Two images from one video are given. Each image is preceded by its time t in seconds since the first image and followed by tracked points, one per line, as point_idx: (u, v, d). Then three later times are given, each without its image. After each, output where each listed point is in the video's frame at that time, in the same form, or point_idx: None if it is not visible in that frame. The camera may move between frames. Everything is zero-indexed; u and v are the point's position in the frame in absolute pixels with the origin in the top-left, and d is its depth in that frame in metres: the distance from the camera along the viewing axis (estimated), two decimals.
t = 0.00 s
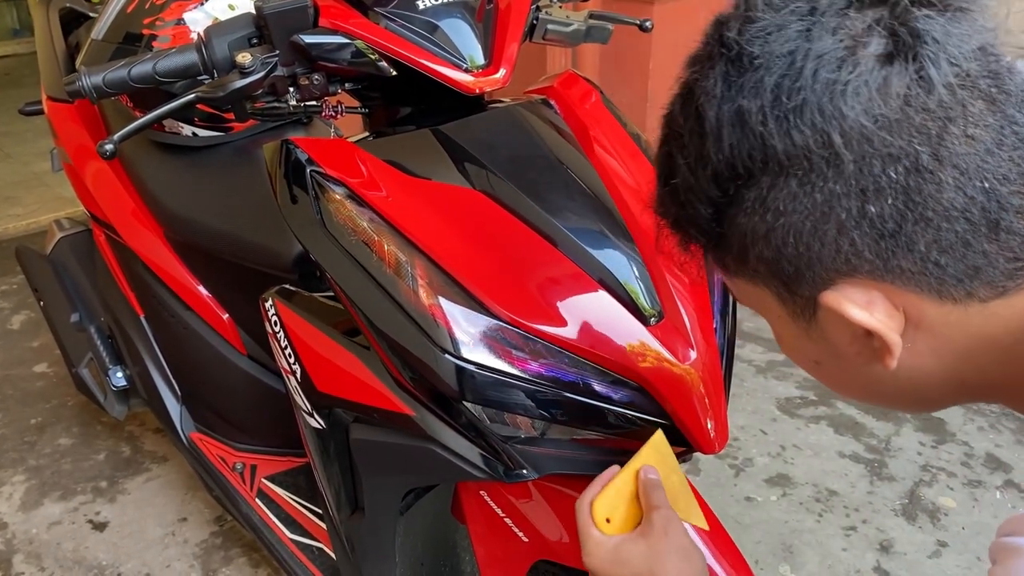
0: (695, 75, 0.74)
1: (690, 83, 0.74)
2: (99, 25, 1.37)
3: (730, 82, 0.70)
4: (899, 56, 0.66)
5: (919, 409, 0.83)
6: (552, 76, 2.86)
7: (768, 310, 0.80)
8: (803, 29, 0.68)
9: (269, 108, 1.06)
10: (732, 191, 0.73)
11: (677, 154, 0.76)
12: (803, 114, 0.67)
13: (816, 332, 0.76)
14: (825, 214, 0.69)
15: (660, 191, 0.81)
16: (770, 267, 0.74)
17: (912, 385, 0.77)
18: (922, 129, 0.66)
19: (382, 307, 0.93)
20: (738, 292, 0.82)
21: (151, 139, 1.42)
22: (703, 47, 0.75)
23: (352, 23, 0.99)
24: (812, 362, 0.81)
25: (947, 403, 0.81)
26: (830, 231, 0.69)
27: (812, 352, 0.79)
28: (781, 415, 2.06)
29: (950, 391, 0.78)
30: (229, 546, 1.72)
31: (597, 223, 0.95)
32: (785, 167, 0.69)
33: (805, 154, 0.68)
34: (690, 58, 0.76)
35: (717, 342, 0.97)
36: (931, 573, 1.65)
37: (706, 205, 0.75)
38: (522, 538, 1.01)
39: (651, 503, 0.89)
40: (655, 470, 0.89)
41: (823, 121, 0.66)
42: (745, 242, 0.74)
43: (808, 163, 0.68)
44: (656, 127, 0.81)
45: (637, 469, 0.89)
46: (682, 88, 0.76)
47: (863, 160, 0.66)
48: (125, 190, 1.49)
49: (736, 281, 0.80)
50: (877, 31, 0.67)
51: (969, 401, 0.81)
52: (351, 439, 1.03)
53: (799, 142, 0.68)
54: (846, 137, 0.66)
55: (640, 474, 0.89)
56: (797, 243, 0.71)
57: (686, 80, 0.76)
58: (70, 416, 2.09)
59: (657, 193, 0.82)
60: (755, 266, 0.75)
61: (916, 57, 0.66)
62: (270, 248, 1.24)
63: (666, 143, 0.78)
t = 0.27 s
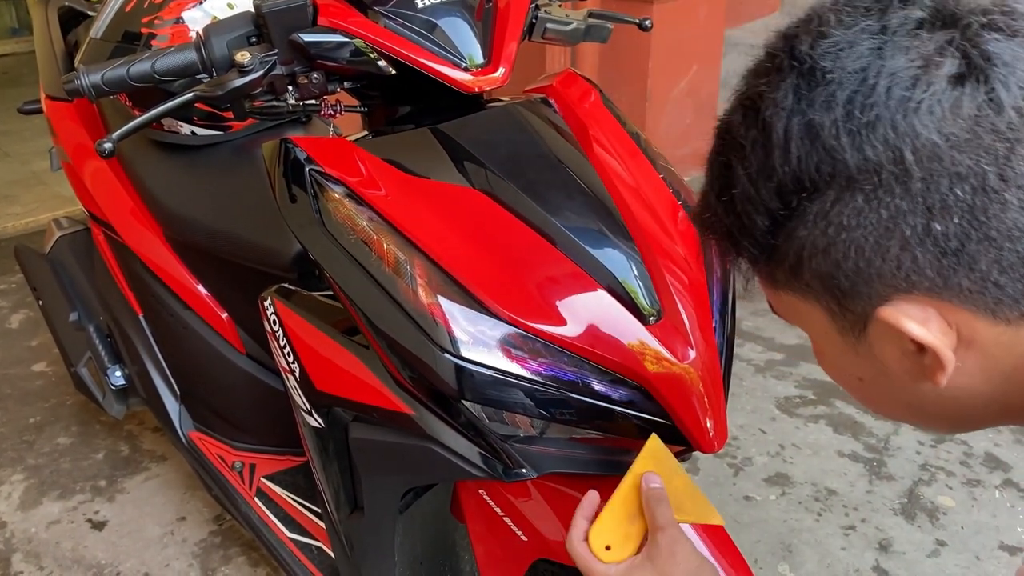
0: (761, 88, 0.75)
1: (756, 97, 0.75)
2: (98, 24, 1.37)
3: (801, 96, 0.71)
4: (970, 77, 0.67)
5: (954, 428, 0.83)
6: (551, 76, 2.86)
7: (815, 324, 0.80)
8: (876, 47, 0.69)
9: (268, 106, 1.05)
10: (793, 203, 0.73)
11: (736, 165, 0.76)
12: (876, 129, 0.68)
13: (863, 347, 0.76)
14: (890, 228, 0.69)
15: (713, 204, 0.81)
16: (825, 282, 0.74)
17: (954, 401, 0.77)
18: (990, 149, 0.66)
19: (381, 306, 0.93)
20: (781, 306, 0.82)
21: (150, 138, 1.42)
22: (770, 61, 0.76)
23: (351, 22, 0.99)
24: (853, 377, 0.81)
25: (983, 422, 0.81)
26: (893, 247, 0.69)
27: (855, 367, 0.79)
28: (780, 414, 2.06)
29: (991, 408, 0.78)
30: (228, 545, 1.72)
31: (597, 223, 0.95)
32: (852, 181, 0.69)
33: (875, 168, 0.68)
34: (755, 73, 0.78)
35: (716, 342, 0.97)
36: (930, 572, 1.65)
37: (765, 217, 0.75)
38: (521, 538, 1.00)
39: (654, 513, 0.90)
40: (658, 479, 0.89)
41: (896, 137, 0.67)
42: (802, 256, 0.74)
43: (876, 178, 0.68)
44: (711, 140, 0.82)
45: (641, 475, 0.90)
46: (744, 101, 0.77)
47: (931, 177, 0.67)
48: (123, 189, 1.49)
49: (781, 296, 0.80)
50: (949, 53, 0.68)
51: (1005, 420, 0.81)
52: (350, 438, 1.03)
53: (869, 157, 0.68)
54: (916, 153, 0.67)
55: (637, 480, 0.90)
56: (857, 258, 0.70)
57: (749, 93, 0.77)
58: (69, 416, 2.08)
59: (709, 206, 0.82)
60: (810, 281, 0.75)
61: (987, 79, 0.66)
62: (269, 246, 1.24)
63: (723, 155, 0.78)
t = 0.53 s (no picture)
0: (789, 123, 0.74)
1: (783, 131, 0.75)
2: (97, 24, 1.37)
3: (833, 137, 0.71)
4: (1000, 134, 0.67)
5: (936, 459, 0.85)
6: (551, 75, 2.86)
7: (813, 352, 0.81)
8: (911, 94, 0.69)
9: (267, 106, 1.05)
10: (811, 238, 0.74)
11: (755, 197, 0.76)
12: (906, 179, 0.68)
13: (859, 379, 0.77)
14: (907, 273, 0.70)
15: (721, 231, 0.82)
16: (832, 315, 0.75)
17: (939, 437, 0.79)
18: (1012, 204, 0.67)
19: (380, 306, 0.93)
20: (778, 332, 0.84)
21: (149, 138, 1.42)
22: (799, 94, 0.76)
23: (351, 22, 0.99)
24: (841, 405, 0.83)
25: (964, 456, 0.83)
26: (907, 290, 0.71)
27: (846, 396, 0.81)
28: (779, 414, 2.06)
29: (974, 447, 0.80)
30: (227, 545, 1.72)
31: (596, 223, 0.95)
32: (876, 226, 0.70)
33: (900, 214, 0.69)
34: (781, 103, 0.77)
35: (716, 341, 0.97)
36: (930, 572, 1.65)
37: (780, 249, 0.76)
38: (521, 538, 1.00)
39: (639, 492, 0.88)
40: (642, 456, 0.88)
41: (925, 188, 0.68)
42: (814, 289, 0.75)
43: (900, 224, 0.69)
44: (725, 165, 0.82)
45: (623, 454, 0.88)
46: (767, 133, 0.77)
47: (954, 229, 0.68)
48: (122, 189, 1.49)
49: (783, 323, 0.82)
50: (982, 108, 0.68)
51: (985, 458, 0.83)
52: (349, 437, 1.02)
53: (897, 204, 0.69)
54: (943, 204, 0.68)
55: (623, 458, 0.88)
56: (870, 298, 0.72)
57: (774, 126, 0.76)
58: (68, 415, 2.08)
59: (716, 231, 0.83)
60: (818, 311, 0.76)
61: (1014, 136, 0.67)
62: (268, 246, 1.24)
63: (740, 184, 0.78)
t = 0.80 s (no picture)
0: (850, 162, 0.67)
1: (853, 170, 0.67)
2: (96, 23, 1.37)
3: (905, 195, 0.64)
4: None
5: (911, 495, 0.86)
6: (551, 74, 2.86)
7: (818, 386, 0.79)
8: (987, 163, 0.63)
9: (266, 104, 1.06)
10: (858, 288, 0.68)
11: (807, 233, 0.69)
12: (971, 249, 0.63)
13: (860, 421, 0.77)
14: (944, 338, 0.67)
15: (755, 257, 0.75)
16: (855, 358, 0.72)
17: (923, 481, 0.79)
18: None
19: (379, 305, 0.93)
20: (789, 360, 0.80)
21: (149, 137, 1.42)
22: (866, 131, 0.68)
23: (350, 20, 0.99)
24: (834, 436, 0.82)
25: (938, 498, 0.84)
26: (939, 352, 0.68)
27: (842, 429, 0.80)
28: (779, 414, 2.06)
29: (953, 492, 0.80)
30: (226, 544, 1.72)
31: (596, 221, 0.95)
32: (926, 287, 0.66)
33: (955, 282, 0.65)
34: (844, 139, 0.69)
35: (715, 340, 0.97)
36: (930, 572, 1.64)
37: (820, 291, 0.70)
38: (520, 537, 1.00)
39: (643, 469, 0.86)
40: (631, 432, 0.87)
41: (987, 262, 0.64)
42: (844, 334, 0.71)
43: (952, 289, 0.65)
44: (767, 183, 0.74)
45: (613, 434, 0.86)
46: (824, 164, 0.69)
47: (1000, 301, 0.65)
48: (121, 188, 1.49)
49: (797, 354, 0.78)
50: None
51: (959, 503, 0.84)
52: (349, 437, 1.02)
53: (956, 271, 0.64)
54: (999, 278, 0.64)
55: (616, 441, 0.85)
56: (900, 354, 0.69)
57: (833, 160, 0.69)
58: (68, 414, 2.08)
59: (746, 253, 0.76)
60: (839, 353, 0.73)
61: None
62: (267, 245, 1.24)
63: (787, 213, 0.71)
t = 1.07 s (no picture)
0: (1006, 278, 0.61)
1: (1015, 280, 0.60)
2: (97, 22, 1.37)
3: None
4: None
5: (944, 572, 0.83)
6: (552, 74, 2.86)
7: (884, 463, 0.74)
8: None
9: (267, 104, 1.05)
10: (982, 402, 0.63)
11: (942, 336, 0.62)
12: None
13: (922, 505, 0.72)
14: None
15: (867, 340, 0.67)
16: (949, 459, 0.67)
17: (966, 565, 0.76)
18: None
19: (380, 305, 0.93)
20: (861, 434, 0.74)
21: (150, 137, 1.42)
22: None
23: (351, 21, 0.99)
24: (885, 509, 0.77)
25: None
26: None
27: (894, 505, 0.76)
28: (779, 414, 2.06)
29: None
30: (226, 544, 1.72)
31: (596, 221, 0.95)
32: None
33: None
34: (999, 247, 0.62)
35: (716, 341, 0.97)
36: (930, 573, 1.64)
37: (938, 394, 0.64)
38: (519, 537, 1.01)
39: (639, 467, 0.88)
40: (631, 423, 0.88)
41: None
42: (946, 437, 0.66)
43: None
44: (892, 264, 0.66)
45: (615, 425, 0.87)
46: (971, 263, 0.62)
47: None
48: (122, 187, 1.49)
49: (876, 434, 0.72)
50: None
51: None
52: (349, 436, 1.03)
53: None
54: None
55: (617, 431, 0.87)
56: (1006, 472, 0.64)
57: (984, 268, 0.61)
58: (68, 413, 2.08)
59: (855, 332, 0.68)
60: (933, 450, 0.68)
61: None
62: (268, 245, 1.24)
63: (916, 307, 0.63)
